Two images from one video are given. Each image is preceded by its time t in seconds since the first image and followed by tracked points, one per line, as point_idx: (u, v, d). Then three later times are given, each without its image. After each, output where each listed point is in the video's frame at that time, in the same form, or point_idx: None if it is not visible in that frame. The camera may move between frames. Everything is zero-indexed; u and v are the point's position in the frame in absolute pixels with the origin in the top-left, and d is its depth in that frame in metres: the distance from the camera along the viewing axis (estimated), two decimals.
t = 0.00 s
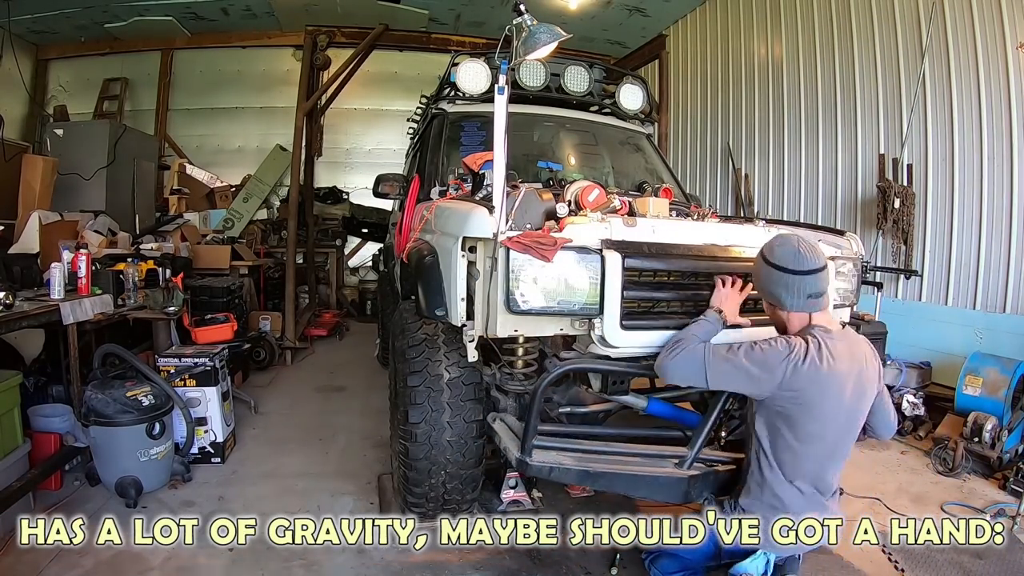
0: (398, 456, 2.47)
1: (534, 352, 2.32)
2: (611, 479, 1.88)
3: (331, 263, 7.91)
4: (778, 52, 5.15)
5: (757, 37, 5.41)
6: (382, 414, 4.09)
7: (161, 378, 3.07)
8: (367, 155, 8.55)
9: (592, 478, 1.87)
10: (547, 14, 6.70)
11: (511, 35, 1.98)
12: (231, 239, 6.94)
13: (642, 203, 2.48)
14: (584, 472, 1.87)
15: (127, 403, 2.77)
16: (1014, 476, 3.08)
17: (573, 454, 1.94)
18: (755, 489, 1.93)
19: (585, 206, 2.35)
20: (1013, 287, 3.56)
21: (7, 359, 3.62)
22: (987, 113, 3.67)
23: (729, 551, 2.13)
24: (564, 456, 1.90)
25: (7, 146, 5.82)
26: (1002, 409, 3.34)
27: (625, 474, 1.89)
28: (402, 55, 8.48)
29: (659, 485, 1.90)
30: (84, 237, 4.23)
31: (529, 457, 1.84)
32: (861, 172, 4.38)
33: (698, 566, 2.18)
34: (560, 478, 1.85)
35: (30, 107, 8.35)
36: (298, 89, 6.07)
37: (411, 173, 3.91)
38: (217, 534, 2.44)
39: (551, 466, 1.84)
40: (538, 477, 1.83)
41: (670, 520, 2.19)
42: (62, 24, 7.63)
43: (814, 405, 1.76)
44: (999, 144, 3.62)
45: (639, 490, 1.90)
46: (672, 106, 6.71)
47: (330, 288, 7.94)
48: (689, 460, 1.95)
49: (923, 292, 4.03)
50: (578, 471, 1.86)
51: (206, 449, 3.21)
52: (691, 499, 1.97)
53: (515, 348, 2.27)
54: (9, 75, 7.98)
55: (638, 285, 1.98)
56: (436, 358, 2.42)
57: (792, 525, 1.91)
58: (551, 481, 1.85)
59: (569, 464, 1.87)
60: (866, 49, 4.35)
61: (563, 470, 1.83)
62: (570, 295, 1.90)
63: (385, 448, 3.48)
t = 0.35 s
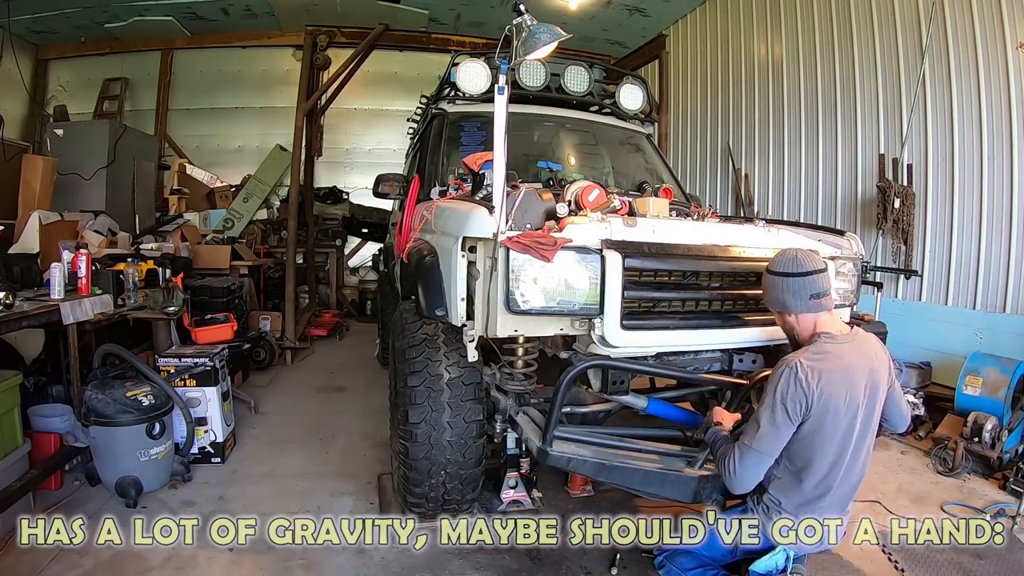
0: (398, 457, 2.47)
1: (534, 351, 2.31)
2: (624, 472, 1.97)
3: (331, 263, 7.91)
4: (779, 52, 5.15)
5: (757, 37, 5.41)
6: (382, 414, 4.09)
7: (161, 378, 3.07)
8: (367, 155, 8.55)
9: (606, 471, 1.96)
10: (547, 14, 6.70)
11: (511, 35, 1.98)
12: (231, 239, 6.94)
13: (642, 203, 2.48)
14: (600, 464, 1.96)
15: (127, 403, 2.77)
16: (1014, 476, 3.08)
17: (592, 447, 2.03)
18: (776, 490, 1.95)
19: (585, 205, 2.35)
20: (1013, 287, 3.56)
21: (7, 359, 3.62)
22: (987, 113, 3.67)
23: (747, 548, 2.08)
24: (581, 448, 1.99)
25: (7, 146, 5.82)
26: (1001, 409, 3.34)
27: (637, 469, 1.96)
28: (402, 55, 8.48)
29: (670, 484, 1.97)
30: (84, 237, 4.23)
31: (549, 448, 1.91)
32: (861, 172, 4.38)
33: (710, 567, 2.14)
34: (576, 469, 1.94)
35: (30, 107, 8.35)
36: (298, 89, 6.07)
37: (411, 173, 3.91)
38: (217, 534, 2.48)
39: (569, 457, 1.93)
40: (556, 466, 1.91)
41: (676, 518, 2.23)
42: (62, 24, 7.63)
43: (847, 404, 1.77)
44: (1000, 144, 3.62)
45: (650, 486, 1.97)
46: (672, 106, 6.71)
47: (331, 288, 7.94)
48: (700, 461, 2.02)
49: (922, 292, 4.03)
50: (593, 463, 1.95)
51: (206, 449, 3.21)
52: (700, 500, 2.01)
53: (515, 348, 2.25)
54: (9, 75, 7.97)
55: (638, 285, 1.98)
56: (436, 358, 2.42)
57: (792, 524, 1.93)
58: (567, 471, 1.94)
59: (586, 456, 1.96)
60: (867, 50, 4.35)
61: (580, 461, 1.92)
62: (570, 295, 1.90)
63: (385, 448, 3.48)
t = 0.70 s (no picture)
0: (398, 456, 2.47)
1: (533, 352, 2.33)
2: (625, 450, 1.63)
3: (332, 263, 7.91)
4: (778, 53, 5.16)
5: (757, 38, 5.42)
6: (382, 414, 4.09)
7: (161, 378, 3.07)
8: (367, 155, 8.55)
9: (603, 452, 1.62)
10: (547, 14, 6.70)
11: (511, 35, 1.98)
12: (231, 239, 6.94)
13: (642, 203, 2.48)
14: (591, 446, 1.62)
15: (127, 404, 2.78)
16: (1014, 476, 3.08)
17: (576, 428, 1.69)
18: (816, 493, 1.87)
19: (585, 205, 2.35)
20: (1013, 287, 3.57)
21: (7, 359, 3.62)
22: (987, 113, 3.67)
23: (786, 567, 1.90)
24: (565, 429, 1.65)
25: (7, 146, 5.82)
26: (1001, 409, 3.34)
27: (645, 445, 1.63)
28: (402, 55, 8.48)
29: (691, 455, 1.65)
30: (84, 237, 4.23)
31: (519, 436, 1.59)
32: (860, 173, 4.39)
33: None
34: (561, 456, 1.61)
35: (30, 107, 8.36)
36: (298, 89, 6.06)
37: (411, 173, 3.91)
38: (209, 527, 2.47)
39: (547, 442, 1.60)
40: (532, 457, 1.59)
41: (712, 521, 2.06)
42: (62, 24, 7.64)
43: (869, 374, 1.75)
44: (999, 145, 3.62)
45: (668, 461, 1.65)
46: (672, 107, 6.72)
47: (331, 288, 7.95)
48: (729, 419, 1.68)
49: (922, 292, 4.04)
50: (582, 446, 1.61)
51: (206, 449, 3.21)
52: (736, 468, 1.71)
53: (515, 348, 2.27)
54: (9, 75, 7.98)
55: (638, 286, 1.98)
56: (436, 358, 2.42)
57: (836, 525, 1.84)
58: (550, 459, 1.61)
59: (572, 437, 1.63)
60: (866, 51, 4.36)
61: (563, 446, 1.59)
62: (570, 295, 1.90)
63: (385, 448, 3.48)
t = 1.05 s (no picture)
0: (398, 456, 2.47)
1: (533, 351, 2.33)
2: (566, 403, 1.76)
3: (332, 263, 7.91)
4: (779, 53, 5.16)
5: (757, 37, 5.41)
6: (382, 413, 4.10)
7: (161, 378, 3.07)
8: (367, 155, 8.55)
9: (543, 404, 1.77)
10: (547, 14, 6.70)
11: (511, 35, 1.97)
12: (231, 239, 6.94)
13: (642, 203, 2.48)
14: (536, 398, 1.77)
15: (127, 404, 2.78)
16: (1014, 476, 3.08)
17: (529, 379, 1.82)
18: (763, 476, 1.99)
19: (585, 205, 2.35)
20: (1013, 287, 3.57)
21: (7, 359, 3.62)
22: (987, 113, 3.67)
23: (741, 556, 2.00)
24: (518, 378, 1.80)
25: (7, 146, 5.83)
26: (1001, 409, 3.34)
27: (586, 404, 1.75)
28: (402, 55, 8.48)
29: (628, 420, 1.77)
30: (84, 237, 4.23)
31: (471, 379, 1.75)
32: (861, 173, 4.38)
33: None
34: (506, 403, 1.77)
35: (30, 107, 8.36)
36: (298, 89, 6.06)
37: (411, 173, 3.91)
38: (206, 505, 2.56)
39: (496, 390, 1.76)
40: (481, 401, 1.76)
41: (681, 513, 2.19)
42: (62, 24, 7.63)
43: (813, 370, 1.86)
44: (1000, 145, 3.62)
45: (603, 423, 1.77)
46: (672, 107, 6.71)
47: (331, 288, 7.95)
48: (669, 393, 1.75)
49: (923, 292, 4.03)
50: (527, 396, 1.76)
51: (206, 449, 3.21)
52: (669, 438, 1.81)
53: (516, 348, 2.27)
54: (9, 75, 7.98)
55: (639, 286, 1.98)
56: (436, 357, 2.44)
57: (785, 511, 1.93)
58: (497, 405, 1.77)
59: (519, 387, 1.78)
60: (866, 51, 4.35)
61: (510, 395, 1.74)
62: (570, 295, 1.90)
63: (384, 448, 3.48)
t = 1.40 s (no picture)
0: (398, 457, 2.47)
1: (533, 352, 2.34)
2: (559, 398, 1.77)
3: (332, 263, 7.91)
4: (778, 53, 5.16)
5: (757, 37, 5.41)
6: (382, 413, 4.10)
7: (161, 378, 3.07)
8: (367, 155, 8.55)
9: (536, 398, 1.78)
10: (547, 14, 6.70)
11: (511, 35, 1.97)
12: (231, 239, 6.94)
13: (642, 203, 2.48)
14: (530, 392, 1.77)
15: (127, 404, 2.78)
16: (1014, 476, 3.08)
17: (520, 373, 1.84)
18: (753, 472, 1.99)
19: (585, 205, 2.35)
20: (1013, 287, 3.57)
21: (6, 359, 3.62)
22: (987, 113, 3.67)
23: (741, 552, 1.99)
24: (511, 373, 1.80)
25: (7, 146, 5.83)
26: (1001, 409, 3.35)
27: (578, 397, 1.76)
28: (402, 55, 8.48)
29: (619, 413, 1.77)
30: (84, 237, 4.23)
31: (467, 374, 1.76)
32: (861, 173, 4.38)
33: None
34: (501, 396, 1.78)
35: (30, 107, 8.36)
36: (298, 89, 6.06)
37: (411, 173, 3.91)
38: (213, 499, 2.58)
39: (490, 383, 1.76)
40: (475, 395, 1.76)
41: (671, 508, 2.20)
42: (62, 24, 7.63)
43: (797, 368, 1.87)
44: (999, 145, 3.62)
45: (595, 417, 1.77)
46: (672, 107, 6.71)
47: (331, 288, 7.95)
48: (660, 385, 1.76)
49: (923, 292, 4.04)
50: (521, 390, 1.77)
51: (206, 449, 3.21)
52: (659, 431, 1.81)
53: (515, 348, 2.27)
54: (9, 75, 7.98)
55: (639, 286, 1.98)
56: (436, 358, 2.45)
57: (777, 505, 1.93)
58: (491, 399, 1.78)
59: (513, 381, 1.78)
60: (866, 51, 4.35)
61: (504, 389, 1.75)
62: (570, 294, 1.90)
63: (384, 448, 3.48)
